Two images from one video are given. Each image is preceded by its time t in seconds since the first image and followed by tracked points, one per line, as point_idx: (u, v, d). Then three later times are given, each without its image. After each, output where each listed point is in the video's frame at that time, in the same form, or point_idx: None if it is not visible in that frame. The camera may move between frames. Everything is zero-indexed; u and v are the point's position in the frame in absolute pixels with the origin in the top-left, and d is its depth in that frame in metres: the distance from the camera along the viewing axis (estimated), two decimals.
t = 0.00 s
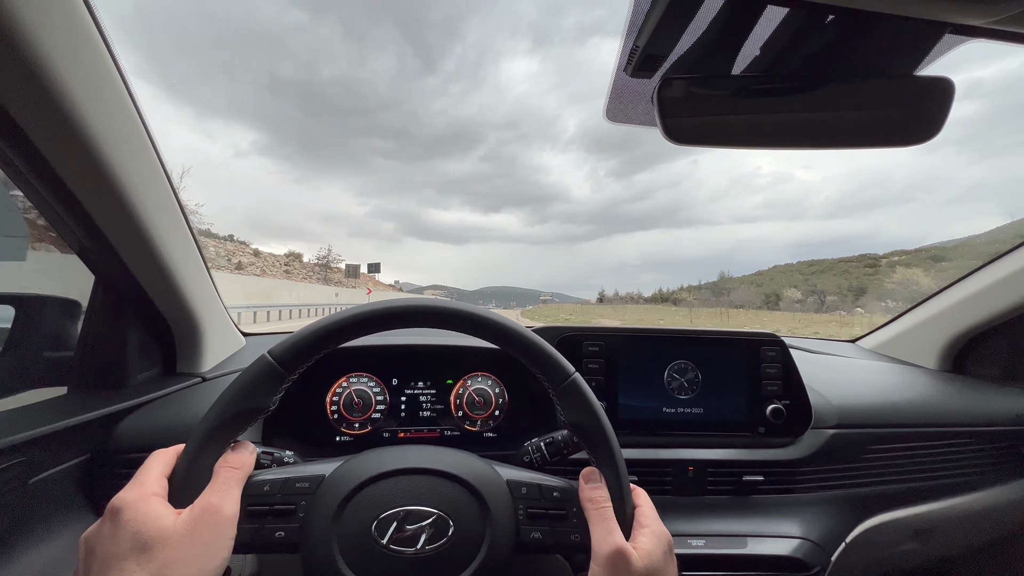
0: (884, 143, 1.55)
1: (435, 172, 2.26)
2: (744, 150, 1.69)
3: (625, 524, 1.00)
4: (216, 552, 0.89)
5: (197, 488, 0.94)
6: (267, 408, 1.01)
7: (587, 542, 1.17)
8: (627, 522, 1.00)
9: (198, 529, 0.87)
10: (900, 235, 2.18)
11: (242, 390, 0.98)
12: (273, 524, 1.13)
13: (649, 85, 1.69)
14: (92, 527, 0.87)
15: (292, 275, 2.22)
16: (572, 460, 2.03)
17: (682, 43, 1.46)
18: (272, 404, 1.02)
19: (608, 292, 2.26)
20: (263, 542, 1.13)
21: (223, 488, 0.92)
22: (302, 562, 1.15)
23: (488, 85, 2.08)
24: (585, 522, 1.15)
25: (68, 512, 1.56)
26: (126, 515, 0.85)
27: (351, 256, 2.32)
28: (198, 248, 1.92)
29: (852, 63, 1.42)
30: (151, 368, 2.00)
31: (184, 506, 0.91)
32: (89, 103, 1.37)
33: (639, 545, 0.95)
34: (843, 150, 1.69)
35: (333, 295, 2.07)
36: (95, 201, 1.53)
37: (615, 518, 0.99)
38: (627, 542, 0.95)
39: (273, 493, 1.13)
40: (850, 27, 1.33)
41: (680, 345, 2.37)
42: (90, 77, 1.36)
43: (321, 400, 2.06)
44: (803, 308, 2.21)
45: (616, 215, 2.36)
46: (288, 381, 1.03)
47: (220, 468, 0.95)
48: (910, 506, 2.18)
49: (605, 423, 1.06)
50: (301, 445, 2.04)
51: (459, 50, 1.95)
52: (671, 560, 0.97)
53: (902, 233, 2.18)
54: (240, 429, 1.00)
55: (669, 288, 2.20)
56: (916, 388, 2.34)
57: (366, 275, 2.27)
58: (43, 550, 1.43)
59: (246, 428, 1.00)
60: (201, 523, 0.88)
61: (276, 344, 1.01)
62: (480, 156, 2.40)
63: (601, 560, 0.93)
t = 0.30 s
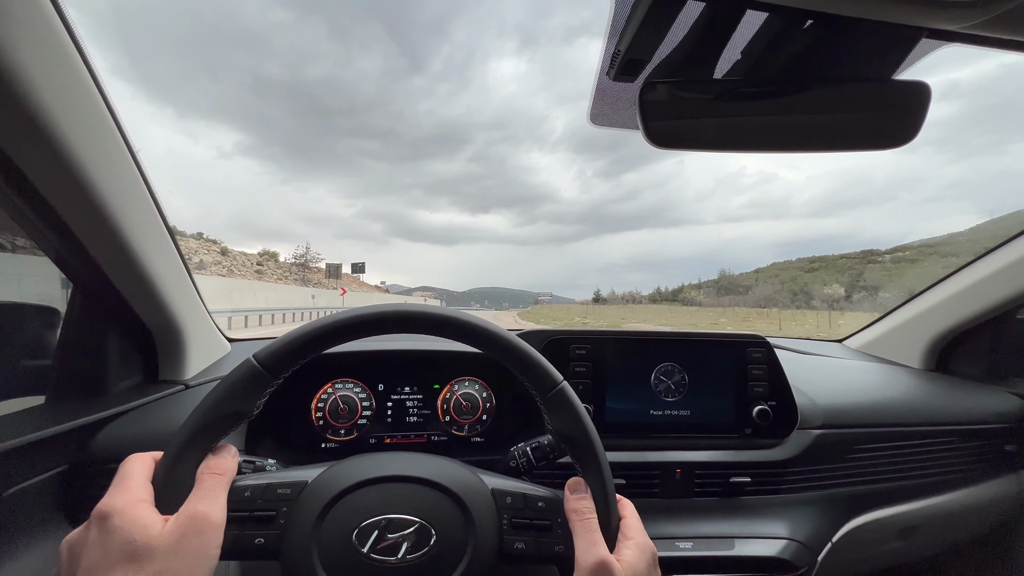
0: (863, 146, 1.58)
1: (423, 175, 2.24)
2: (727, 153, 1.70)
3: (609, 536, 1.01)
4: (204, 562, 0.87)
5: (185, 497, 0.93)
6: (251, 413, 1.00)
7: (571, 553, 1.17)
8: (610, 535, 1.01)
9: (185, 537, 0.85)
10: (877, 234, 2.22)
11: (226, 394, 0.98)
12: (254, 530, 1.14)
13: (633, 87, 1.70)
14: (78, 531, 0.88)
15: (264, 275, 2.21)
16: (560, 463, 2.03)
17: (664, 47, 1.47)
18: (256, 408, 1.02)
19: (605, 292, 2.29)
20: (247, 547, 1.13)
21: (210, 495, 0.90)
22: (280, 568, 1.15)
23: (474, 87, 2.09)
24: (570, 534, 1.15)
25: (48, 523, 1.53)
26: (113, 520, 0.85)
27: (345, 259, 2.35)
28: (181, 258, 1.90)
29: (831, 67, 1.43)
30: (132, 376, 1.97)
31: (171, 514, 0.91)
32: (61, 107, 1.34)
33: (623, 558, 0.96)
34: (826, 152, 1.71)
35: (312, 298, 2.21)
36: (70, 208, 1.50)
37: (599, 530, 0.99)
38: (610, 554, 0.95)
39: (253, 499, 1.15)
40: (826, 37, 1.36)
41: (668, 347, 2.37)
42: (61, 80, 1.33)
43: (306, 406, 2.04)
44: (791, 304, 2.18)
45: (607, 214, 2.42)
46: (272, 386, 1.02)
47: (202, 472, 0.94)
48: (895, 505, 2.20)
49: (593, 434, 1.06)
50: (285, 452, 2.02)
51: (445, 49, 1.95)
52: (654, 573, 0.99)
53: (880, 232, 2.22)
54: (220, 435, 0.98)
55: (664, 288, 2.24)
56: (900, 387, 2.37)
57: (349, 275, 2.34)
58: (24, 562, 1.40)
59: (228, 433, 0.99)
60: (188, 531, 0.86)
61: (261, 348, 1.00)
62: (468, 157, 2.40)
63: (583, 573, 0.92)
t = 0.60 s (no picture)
0: (855, 145, 1.59)
1: (411, 175, 2.26)
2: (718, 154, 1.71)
3: (607, 541, 1.01)
4: (199, 562, 0.88)
5: (184, 497, 0.95)
6: (250, 414, 1.03)
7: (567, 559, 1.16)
8: (609, 539, 1.01)
9: (182, 536, 0.87)
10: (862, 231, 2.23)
11: (228, 395, 0.99)
12: (250, 531, 1.16)
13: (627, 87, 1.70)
14: (74, 525, 0.90)
15: (231, 276, 2.14)
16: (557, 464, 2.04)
17: (657, 49, 1.48)
18: (256, 409, 1.04)
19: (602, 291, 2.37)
20: (242, 548, 1.16)
21: (208, 495, 0.92)
22: (279, 565, 1.17)
23: (463, 85, 2.07)
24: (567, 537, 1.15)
25: (42, 530, 1.52)
26: (113, 516, 0.86)
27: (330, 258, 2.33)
28: (174, 258, 1.90)
29: (822, 68, 1.45)
30: (126, 381, 1.95)
31: (169, 513, 0.92)
32: (50, 109, 1.34)
33: (620, 563, 0.97)
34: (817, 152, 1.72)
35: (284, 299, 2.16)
36: (62, 212, 1.49)
37: (596, 534, 1.00)
38: (608, 560, 0.96)
39: (252, 499, 1.16)
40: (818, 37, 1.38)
41: (663, 347, 2.38)
42: (51, 82, 1.33)
43: (302, 410, 2.03)
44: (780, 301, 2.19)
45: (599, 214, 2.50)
46: (273, 387, 1.04)
47: (202, 471, 0.96)
48: (889, 502, 2.21)
49: (592, 438, 1.06)
50: (281, 456, 2.01)
51: (432, 49, 1.94)
52: None
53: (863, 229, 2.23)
54: (219, 435, 1.00)
55: (665, 288, 2.31)
56: (893, 384, 2.39)
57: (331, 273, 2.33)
58: (18, 569, 1.39)
59: (225, 433, 1.01)
60: (185, 531, 0.87)
61: (262, 348, 1.02)
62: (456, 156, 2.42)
63: None
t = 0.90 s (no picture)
0: (851, 143, 1.60)
1: (401, 173, 2.23)
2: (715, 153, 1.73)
3: (608, 544, 1.02)
4: (201, 560, 0.89)
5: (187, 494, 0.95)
6: (254, 414, 1.03)
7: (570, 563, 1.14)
8: (610, 540, 1.02)
9: (184, 534, 0.87)
10: (846, 228, 2.25)
11: (231, 394, 1.00)
12: (253, 530, 1.18)
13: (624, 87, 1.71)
14: (80, 522, 0.91)
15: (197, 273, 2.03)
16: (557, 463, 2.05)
17: (654, 49, 1.49)
18: (258, 408, 1.04)
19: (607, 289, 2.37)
20: (244, 547, 1.17)
21: (211, 493, 0.92)
22: (280, 565, 1.18)
23: (452, 85, 2.05)
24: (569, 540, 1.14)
25: (42, 534, 1.52)
26: (117, 513, 0.88)
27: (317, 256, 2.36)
28: (171, 260, 1.90)
29: (817, 67, 1.47)
30: (124, 384, 1.94)
31: (172, 510, 0.93)
32: (46, 110, 1.33)
33: (621, 566, 0.97)
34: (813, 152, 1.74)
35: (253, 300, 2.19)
36: (57, 213, 1.48)
37: (598, 536, 1.00)
38: (609, 562, 0.96)
39: (255, 498, 1.18)
40: (815, 35, 1.39)
41: (662, 346, 2.39)
42: (49, 83, 1.34)
43: (301, 411, 2.03)
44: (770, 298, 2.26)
45: (589, 213, 2.48)
46: (276, 386, 1.04)
47: (206, 470, 0.95)
48: (885, 498, 2.23)
49: (594, 441, 1.06)
50: (280, 459, 2.01)
51: (421, 48, 1.92)
52: None
53: (846, 227, 2.25)
54: (220, 435, 1.00)
55: (666, 284, 2.32)
56: (889, 381, 2.40)
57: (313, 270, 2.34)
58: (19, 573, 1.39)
59: (229, 432, 1.01)
60: (188, 529, 0.88)
61: (266, 346, 1.03)
62: (446, 156, 2.39)
63: None
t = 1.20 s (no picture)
0: (849, 140, 1.61)
1: (390, 172, 2.28)
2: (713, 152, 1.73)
3: (611, 543, 1.02)
4: (204, 558, 0.89)
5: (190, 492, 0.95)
6: (255, 412, 1.03)
7: (571, 559, 1.16)
8: (613, 539, 1.02)
9: (187, 532, 0.87)
10: (832, 227, 2.28)
11: (234, 392, 1.00)
12: (254, 529, 1.18)
13: (624, 86, 1.72)
14: (81, 518, 0.91)
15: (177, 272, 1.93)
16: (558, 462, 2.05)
17: (653, 47, 1.49)
18: (261, 406, 1.04)
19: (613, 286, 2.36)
20: (246, 545, 1.18)
21: (215, 491, 0.92)
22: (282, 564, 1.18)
23: (442, 82, 2.06)
24: (572, 539, 1.15)
25: (42, 535, 1.51)
26: (120, 510, 0.87)
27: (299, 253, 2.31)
28: (170, 262, 1.89)
29: (816, 65, 1.47)
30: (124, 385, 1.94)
31: (175, 508, 0.93)
32: (45, 110, 1.33)
33: (624, 564, 0.97)
34: (812, 150, 1.74)
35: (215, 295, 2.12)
36: (55, 213, 1.48)
37: (601, 535, 1.00)
38: (613, 560, 0.96)
39: (257, 496, 1.18)
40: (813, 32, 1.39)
41: (662, 343, 2.39)
42: (50, 85, 1.34)
43: (301, 411, 2.03)
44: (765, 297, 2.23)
45: (577, 213, 2.47)
46: (278, 385, 1.04)
47: (209, 467, 0.95)
48: (885, 494, 2.23)
49: (597, 441, 1.07)
50: (279, 459, 2.01)
51: (411, 45, 1.92)
52: None
53: (832, 225, 2.28)
54: (223, 433, 1.00)
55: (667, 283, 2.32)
56: (888, 377, 2.41)
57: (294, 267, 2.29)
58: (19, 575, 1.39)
59: (228, 433, 1.01)
60: (191, 527, 0.88)
61: (268, 344, 1.03)
62: (438, 155, 2.44)
63: None
